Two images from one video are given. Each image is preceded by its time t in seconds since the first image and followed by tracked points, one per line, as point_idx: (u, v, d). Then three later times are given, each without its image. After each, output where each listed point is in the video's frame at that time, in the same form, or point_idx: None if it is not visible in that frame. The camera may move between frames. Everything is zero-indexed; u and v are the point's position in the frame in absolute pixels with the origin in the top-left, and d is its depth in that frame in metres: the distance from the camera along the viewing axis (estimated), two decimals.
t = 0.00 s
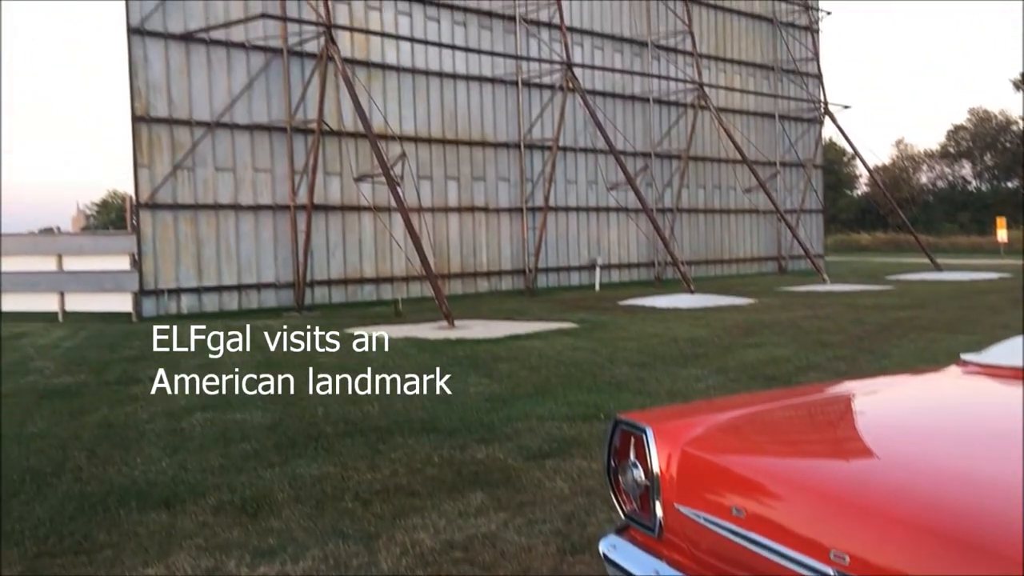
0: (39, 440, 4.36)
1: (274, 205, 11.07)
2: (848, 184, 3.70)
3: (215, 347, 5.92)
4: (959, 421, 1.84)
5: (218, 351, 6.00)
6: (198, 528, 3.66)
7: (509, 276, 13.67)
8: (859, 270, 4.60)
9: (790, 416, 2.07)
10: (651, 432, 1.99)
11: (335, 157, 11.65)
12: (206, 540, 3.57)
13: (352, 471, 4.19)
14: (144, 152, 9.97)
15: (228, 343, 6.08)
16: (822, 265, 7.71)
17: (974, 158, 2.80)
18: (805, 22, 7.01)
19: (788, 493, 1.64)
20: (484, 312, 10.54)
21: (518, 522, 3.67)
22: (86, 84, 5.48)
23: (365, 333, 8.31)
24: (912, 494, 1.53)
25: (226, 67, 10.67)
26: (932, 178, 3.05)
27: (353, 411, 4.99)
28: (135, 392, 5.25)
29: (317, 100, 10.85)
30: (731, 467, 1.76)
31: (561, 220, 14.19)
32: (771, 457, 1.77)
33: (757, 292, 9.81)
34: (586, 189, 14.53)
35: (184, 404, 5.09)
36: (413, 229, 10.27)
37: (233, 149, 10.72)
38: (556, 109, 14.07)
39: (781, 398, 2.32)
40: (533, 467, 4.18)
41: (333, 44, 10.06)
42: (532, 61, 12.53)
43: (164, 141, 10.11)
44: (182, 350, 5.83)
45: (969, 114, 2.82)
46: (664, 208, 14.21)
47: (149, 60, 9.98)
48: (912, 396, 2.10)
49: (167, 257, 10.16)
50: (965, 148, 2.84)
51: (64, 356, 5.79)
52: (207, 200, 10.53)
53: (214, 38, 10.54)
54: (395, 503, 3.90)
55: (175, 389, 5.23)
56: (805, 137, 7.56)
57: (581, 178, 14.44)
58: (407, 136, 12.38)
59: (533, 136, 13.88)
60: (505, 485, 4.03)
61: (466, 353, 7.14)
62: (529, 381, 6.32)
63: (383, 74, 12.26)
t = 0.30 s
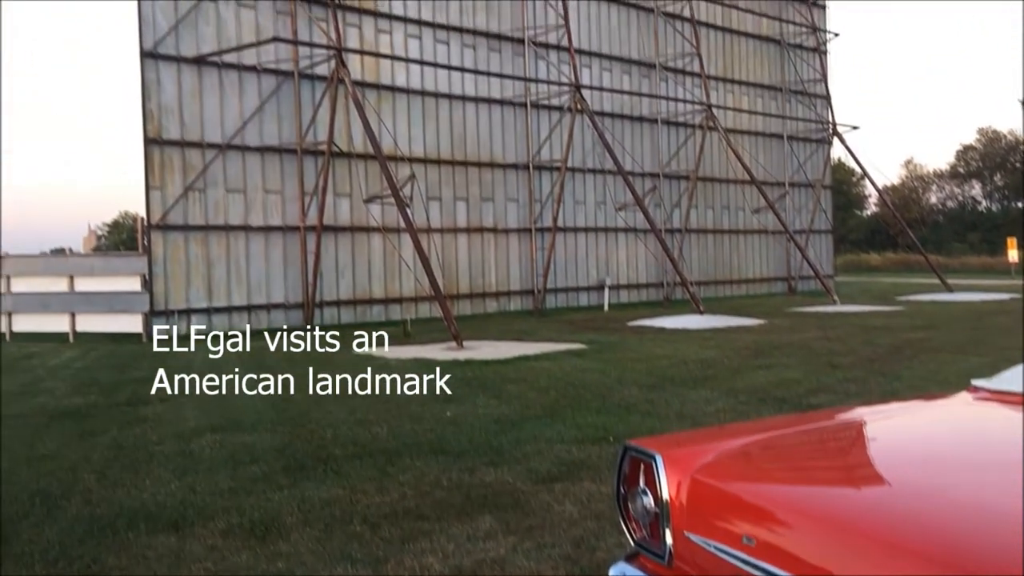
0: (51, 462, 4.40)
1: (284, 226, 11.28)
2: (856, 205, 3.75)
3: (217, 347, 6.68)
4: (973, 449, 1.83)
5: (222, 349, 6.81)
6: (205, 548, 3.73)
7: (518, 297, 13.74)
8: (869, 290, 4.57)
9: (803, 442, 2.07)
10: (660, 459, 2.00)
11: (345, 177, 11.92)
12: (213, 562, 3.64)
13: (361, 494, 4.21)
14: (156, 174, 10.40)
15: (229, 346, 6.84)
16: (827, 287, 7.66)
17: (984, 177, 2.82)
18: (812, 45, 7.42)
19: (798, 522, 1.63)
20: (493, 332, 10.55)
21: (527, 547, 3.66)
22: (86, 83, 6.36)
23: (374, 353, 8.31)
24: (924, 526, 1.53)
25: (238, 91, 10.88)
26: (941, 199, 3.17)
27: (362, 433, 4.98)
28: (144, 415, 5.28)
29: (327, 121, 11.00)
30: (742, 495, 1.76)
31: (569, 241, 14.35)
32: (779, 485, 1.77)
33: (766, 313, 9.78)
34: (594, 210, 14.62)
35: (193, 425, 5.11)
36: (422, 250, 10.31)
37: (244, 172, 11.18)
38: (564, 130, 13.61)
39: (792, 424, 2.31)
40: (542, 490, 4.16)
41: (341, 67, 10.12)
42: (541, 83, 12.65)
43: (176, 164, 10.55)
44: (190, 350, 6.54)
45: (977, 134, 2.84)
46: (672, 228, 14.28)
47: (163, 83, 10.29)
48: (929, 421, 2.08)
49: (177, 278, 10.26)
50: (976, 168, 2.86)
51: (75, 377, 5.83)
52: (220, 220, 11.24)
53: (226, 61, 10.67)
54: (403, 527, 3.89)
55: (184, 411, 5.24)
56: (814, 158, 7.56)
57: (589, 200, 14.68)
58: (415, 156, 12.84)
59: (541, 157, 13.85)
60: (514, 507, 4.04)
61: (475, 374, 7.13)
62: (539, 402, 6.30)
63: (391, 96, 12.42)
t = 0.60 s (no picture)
0: (60, 487, 4.39)
1: (295, 251, 11.20)
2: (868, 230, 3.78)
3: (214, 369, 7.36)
4: (989, 483, 1.80)
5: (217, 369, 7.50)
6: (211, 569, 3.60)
7: (528, 321, 13.77)
8: (881, 314, 4.52)
9: (815, 473, 2.05)
10: (671, 490, 1.99)
11: (355, 203, 11.79)
12: None
13: (370, 520, 4.16)
14: (167, 200, 10.23)
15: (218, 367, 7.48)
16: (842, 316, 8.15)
17: (993, 202, 2.81)
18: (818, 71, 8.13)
19: (811, 555, 1.61)
20: (502, 357, 10.53)
21: None
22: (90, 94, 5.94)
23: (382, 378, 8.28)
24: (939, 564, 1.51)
25: (251, 117, 10.98)
26: (953, 223, 3.08)
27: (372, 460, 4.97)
28: (154, 441, 5.26)
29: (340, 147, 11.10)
30: (752, 526, 1.74)
31: (578, 264, 14.46)
32: (792, 517, 1.75)
33: (777, 338, 9.71)
34: (603, 234, 14.85)
35: (202, 451, 5.11)
36: (432, 276, 10.26)
37: (256, 197, 10.96)
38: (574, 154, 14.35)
39: (804, 455, 2.29)
40: (552, 517, 4.13)
41: (355, 94, 10.37)
42: (552, 109, 12.77)
43: (188, 190, 10.36)
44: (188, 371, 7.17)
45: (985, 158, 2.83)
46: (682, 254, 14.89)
47: (176, 110, 10.36)
48: (944, 454, 2.06)
49: (189, 302, 10.30)
50: (985, 192, 2.85)
51: (85, 403, 5.82)
52: (231, 246, 10.72)
53: (239, 88, 10.86)
54: (412, 554, 3.79)
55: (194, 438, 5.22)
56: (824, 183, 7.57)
57: (599, 223, 14.71)
58: (427, 182, 12.57)
59: (551, 181, 14.08)
60: (524, 535, 3.99)
61: (484, 400, 7.11)
62: (548, 428, 6.28)
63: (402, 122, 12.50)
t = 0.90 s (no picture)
0: (67, 506, 4.38)
1: (302, 268, 11.19)
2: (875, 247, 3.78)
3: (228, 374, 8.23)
4: (1001, 509, 1.79)
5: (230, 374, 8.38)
6: None
7: (534, 338, 13.78)
8: (888, 331, 4.49)
9: (825, 496, 2.04)
10: (678, 513, 1.98)
11: (362, 222, 11.86)
12: None
13: (376, 541, 4.12)
14: (175, 218, 10.34)
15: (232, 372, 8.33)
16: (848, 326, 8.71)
17: (1003, 218, 2.78)
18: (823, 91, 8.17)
19: None
20: (509, 375, 10.53)
21: None
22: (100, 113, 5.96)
23: (387, 396, 8.25)
24: None
25: (259, 136, 11.06)
26: (961, 239, 3.05)
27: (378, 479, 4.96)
28: (161, 459, 5.25)
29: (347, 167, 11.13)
30: (760, 550, 1.74)
31: (585, 282, 14.49)
32: (801, 542, 1.74)
33: (784, 356, 9.65)
34: (610, 252, 14.87)
35: (209, 470, 5.11)
36: (439, 294, 10.25)
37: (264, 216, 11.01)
38: (580, 172, 14.48)
39: (811, 478, 2.28)
40: (558, 537, 4.11)
41: (363, 113, 10.43)
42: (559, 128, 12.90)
43: (195, 208, 10.51)
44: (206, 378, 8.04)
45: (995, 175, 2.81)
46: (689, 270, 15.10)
47: (185, 128, 10.47)
48: (954, 480, 2.05)
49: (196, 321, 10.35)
50: (994, 209, 2.83)
51: (92, 421, 5.84)
52: (238, 265, 10.76)
53: (247, 108, 10.97)
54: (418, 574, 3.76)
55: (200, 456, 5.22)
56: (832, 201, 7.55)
57: (605, 241, 14.74)
58: (433, 200, 12.59)
59: (557, 199, 14.16)
60: (531, 556, 3.96)
61: (490, 419, 7.10)
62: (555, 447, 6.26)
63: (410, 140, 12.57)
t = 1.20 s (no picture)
0: (73, 530, 4.37)
1: (310, 290, 11.26)
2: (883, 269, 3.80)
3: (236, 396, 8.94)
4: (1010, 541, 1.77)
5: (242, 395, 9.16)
6: None
7: (541, 360, 13.75)
8: (897, 353, 4.47)
9: (833, 525, 2.03)
10: (684, 542, 1.97)
11: (370, 243, 11.91)
12: None
13: (383, 566, 4.09)
14: (184, 240, 10.34)
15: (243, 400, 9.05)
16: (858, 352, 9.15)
17: (1010, 240, 2.81)
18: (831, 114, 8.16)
19: None
20: (516, 397, 10.48)
21: None
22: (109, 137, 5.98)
23: (394, 419, 8.22)
24: None
25: (267, 159, 11.12)
26: (967, 260, 3.08)
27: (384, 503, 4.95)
28: (167, 483, 5.25)
29: (355, 189, 11.18)
30: None
31: (593, 303, 14.48)
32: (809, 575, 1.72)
33: (791, 378, 9.61)
34: (617, 273, 14.87)
35: (215, 494, 5.10)
36: (445, 315, 10.24)
37: (272, 238, 11.03)
38: (587, 195, 14.53)
39: (819, 505, 2.27)
40: (565, 562, 4.08)
41: (370, 136, 10.50)
42: (566, 150, 12.98)
43: (205, 231, 10.49)
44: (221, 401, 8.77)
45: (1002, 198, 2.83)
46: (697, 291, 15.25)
47: (195, 151, 10.54)
48: (966, 513, 2.03)
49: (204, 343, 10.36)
50: (1001, 231, 2.85)
51: (99, 444, 5.84)
52: (246, 287, 10.76)
53: (256, 131, 11.03)
54: None
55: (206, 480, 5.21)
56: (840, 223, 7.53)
57: (612, 263, 14.73)
58: (440, 222, 12.64)
59: (564, 221, 14.19)
60: None
61: (497, 442, 7.06)
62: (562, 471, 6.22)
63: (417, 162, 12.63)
